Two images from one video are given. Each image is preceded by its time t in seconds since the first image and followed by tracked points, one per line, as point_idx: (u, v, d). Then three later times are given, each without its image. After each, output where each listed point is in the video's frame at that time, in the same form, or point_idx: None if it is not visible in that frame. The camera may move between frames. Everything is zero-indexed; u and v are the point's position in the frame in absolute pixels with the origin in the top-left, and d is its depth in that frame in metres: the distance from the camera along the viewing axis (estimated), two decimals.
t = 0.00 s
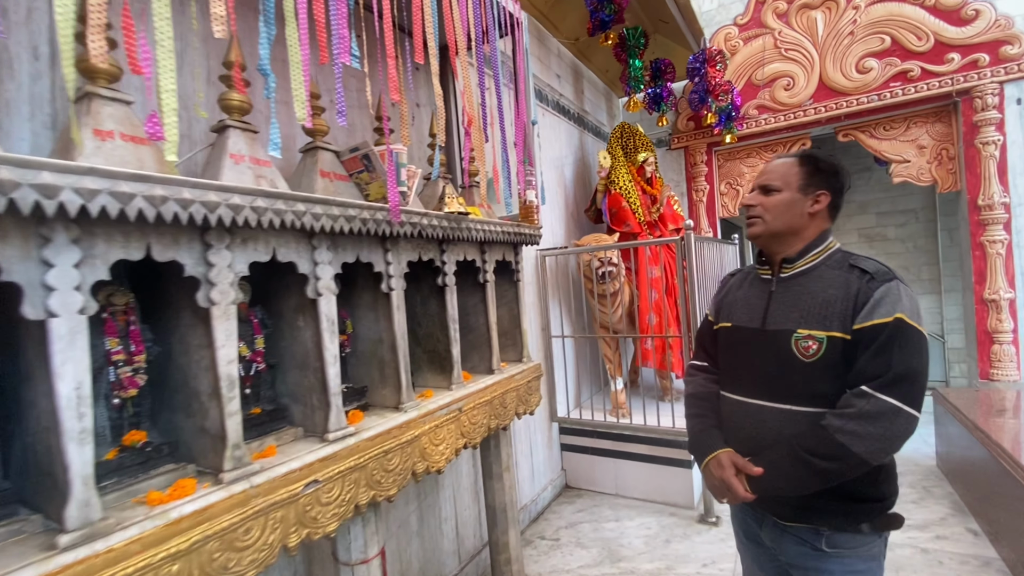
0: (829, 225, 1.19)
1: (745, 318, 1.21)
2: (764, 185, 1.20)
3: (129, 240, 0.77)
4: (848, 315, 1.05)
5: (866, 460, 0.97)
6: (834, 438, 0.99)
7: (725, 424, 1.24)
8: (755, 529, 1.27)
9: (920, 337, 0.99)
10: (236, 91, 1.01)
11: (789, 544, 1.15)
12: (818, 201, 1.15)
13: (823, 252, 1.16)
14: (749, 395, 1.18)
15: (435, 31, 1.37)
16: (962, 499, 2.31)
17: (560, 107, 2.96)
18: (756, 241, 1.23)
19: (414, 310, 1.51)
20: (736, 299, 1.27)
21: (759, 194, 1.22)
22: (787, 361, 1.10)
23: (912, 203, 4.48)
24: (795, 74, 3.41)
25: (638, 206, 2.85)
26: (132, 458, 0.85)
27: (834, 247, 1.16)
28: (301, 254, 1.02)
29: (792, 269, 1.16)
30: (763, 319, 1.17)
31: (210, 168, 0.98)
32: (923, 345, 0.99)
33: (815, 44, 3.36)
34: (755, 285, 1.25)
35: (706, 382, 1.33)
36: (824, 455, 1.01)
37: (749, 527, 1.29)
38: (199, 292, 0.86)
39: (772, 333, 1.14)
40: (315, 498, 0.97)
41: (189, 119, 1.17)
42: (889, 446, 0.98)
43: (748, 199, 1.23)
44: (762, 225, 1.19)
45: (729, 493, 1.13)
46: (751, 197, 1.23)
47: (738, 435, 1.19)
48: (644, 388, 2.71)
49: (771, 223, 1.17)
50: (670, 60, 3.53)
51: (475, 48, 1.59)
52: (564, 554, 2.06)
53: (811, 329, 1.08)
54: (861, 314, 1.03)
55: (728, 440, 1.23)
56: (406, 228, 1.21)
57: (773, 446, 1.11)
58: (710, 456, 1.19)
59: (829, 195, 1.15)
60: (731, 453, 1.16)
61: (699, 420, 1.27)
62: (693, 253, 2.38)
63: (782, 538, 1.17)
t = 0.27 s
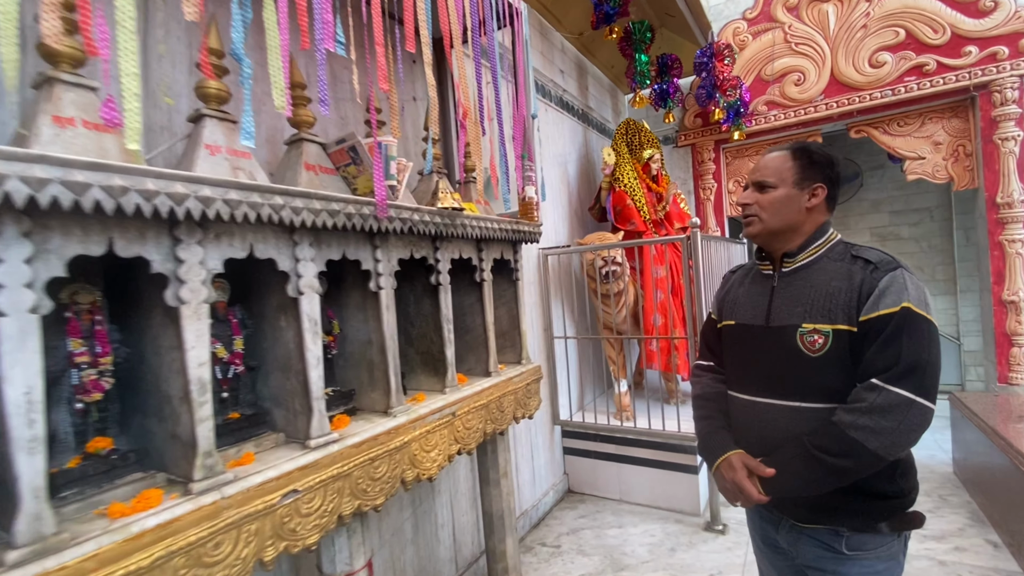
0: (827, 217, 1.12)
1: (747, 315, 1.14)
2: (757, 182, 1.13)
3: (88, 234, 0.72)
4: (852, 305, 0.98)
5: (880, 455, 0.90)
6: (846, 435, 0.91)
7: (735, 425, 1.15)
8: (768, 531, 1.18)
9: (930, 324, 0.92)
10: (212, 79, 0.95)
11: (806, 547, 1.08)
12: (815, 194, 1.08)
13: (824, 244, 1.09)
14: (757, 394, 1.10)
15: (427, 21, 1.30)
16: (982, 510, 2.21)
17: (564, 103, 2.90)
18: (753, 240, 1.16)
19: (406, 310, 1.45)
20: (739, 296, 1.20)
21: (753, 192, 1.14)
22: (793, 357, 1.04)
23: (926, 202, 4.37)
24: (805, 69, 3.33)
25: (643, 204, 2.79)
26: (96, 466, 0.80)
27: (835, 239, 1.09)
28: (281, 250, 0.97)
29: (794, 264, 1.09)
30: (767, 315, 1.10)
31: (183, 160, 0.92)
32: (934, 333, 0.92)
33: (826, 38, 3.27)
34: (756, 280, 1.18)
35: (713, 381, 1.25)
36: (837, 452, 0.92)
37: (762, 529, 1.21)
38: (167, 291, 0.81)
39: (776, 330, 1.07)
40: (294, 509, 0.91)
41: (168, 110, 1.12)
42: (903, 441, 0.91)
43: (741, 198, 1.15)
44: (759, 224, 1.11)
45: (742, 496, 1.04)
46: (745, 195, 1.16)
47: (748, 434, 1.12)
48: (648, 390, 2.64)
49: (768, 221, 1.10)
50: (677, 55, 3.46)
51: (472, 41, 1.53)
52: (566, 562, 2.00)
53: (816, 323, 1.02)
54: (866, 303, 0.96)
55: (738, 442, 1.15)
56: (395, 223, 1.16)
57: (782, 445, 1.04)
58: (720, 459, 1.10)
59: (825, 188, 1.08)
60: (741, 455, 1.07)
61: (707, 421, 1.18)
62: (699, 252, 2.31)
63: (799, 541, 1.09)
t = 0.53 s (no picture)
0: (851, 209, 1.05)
1: (767, 314, 1.06)
2: (775, 173, 1.05)
3: (47, 226, 0.66)
4: (884, 304, 0.91)
5: (916, 465, 0.83)
6: (879, 442, 0.84)
7: (753, 431, 1.08)
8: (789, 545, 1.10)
9: (970, 325, 0.84)
10: (193, 62, 0.89)
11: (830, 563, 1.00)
12: (839, 184, 1.01)
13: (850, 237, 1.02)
14: (778, 398, 1.03)
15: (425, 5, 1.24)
16: (1009, 521, 2.11)
17: (572, 96, 2.83)
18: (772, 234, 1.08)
19: (402, 308, 1.39)
20: (757, 294, 1.12)
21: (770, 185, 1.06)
22: (818, 359, 0.96)
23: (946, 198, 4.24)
24: (822, 60, 3.22)
25: (652, 199, 2.71)
26: (62, 476, 0.75)
27: (861, 232, 1.02)
28: (264, 244, 0.91)
29: (817, 259, 1.02)
30: (789, 314, 1.02)
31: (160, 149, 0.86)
32: (975, 334, 0.84)
33: (844, 28, 3.17)
34: (776, 278, 1.10)
35: (728, 385, 1.17)
36: (870, 462, 0.85)
37: (783, 543, 1.13)
38: (138, 288, 0.75)
39: (800, 329, 0.99)
40: (277, 521, 0.86)
41: (151, 98, 1.07)
42: (942, 450, 0.83)
43: (759, 191, 1.07)
44: (779, 219, 1.04)
45: (762, 507, 0.97)
46: (762, 188, 1.08)
47: (767, 439, 1.04)
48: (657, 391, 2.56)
49: (790, 215, 1.02)
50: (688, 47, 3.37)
51: (473, 29, 1.45)
52: (571, 569, 1.93)
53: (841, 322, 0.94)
54: (900, 302, 0.89)
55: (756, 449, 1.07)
56: (388, 217, 1.09)
57: (806, 453, 0.96)
58: (738, 466, 1.03)
59: (849, 177, 1.01)
60: (761, 463, 1.00)
61: (723, 427, 1.11)
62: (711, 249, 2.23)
63: (823, 556, 1.01)
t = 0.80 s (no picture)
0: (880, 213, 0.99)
1: (790, 325, 1.01)
2: (798, 177, 1.01)
3: (29, 232, 0.63)
4: (917, 316, 0.86)
5: (953, 490, 0.77)
6: (910, 465, 0.79)
7: (773, 448, 1.03)
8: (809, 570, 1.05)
9: (1013, 340, 0.79)
10: (188, 61, 0.86)
11: None
12: (867, 188, 0.96)
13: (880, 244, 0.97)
14: (800, 414, 0.98)
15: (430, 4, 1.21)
16: None
17: (581, 98, 2.79)
18: (796, 242, 1.03)
19: (405, 315, 1.35)
20: (779, 303, 1.07)
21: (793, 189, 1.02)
22: (845, 374, 0.91)
23: (965, 202, 4.14)
24: (837, 61, 3.16)
25: (663, 203, 2.66)
26: (46, 492, 0.72)
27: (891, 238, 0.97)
28: (259, 250, 0.88)
29: (844, 266, 0.97)
30: (813, 326, 0.97)
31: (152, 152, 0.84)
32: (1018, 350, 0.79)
33: (860, 29, 3.11)
34: (800, 285, 1.06)
35: (746, 398, 1.11)
36: (898, 485, 0.80)
37: (801, 566, 1.07)
38: (125, 296, 0.72)
39: (826, 342, 0.94)
40: (269, 540, 0.82)
41: (149, 100, 1.04)
42: (983, 474, 0.77)
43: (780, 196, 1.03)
44: (803, 225, 0.99)
45: (783, 530, 0.91)
46: (784, 193, 1.03)
47: (790, 460, 0.99)
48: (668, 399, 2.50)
49: (814, 221, 0.97)
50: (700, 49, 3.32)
51: (479, 29, 1.41)
52: None
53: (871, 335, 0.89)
54: (935, 314, 0.83)
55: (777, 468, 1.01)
56: (390, 221, 1.06)
57: (832, 474, 0.91)
58: (755, 486, 0.98)
59: (878, 181, 0.96)
60: (780, 483, 0.95)
61: (741, 444, 1.05)
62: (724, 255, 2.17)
63: None
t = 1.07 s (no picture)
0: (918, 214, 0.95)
1: (815, 329, 0.98)
2: (824, 182, 0.96)
3: (20, 237, 0.62)
4: (957, 328, 0.81)
5: (985, 516, 0.73)
6: (940, 486, 0.75)
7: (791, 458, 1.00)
8: None
9: None
10: (188, 63, 0.85)
11: None
12: (902, 191, 0.91)
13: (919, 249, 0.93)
14: (823, 424, 0.95)
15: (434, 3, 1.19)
16: None
17: (590, 99, 2.76)
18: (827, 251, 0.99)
19: (410, 319, 1.33)
20: (804, 308, 1.04)
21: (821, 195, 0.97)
22: (873, 385, 0.87)
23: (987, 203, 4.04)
24: (853, 60, 3.10)
25: (674, 206, 2.62)
26: (40, 501, 0.70)
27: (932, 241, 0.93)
28: (258, 255, 0.86)
29: (877, 272, 0.93)
30: (842, 333, 0.93)
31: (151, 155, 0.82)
32: None
33: (877, 26, 3.04)
34: (828, 289, 1.02)
35: (765, 405, 1.08)
36: (924, 505, 0.77)
37: None
38: (120, 301, 0.70)
39: (853, 350, 0.90)
40: (267, 551, 0.80)
41: (152, 103, 1.03)
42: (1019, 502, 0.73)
43: (808, 204, 0.99)
44: (834, 233, 0.95)
45: (795, 545, 0.89)
46: (812, 199, 0.99)
47: (807, 471, 0.96)
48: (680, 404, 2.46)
49: (845, 229, 0.93)
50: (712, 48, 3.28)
51: (485, 30, 1.39)
52: None
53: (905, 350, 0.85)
54: (976, 326, 0.79)
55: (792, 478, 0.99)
56: (393, 225, 1.03)
57: (853, 489, 0.88)
58: (769, 497, 0.95)
59: (914, 182, 0.91)
60: (797, 496, 0.92)
61: (759, 458, 1.02)
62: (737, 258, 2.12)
63: None
